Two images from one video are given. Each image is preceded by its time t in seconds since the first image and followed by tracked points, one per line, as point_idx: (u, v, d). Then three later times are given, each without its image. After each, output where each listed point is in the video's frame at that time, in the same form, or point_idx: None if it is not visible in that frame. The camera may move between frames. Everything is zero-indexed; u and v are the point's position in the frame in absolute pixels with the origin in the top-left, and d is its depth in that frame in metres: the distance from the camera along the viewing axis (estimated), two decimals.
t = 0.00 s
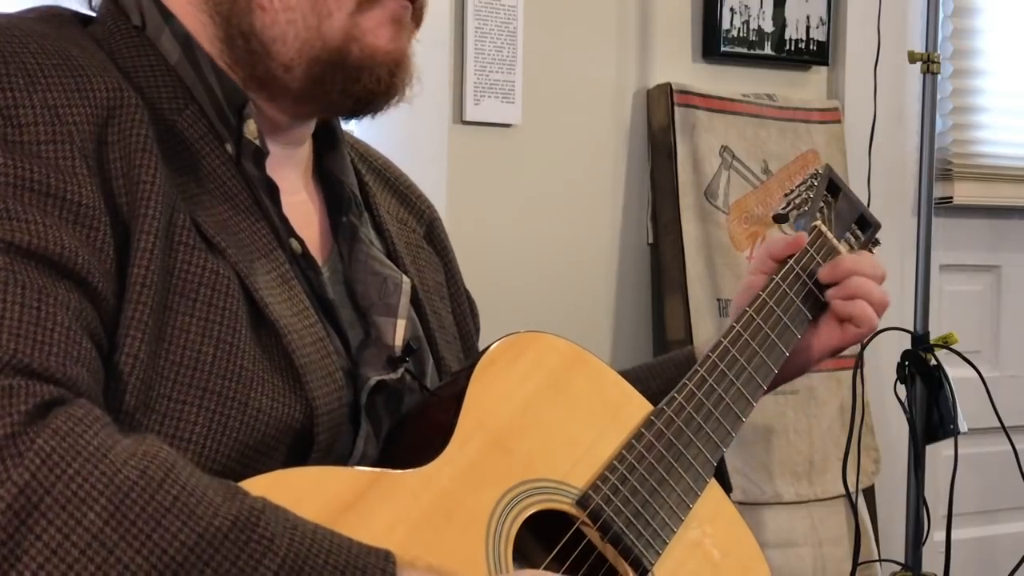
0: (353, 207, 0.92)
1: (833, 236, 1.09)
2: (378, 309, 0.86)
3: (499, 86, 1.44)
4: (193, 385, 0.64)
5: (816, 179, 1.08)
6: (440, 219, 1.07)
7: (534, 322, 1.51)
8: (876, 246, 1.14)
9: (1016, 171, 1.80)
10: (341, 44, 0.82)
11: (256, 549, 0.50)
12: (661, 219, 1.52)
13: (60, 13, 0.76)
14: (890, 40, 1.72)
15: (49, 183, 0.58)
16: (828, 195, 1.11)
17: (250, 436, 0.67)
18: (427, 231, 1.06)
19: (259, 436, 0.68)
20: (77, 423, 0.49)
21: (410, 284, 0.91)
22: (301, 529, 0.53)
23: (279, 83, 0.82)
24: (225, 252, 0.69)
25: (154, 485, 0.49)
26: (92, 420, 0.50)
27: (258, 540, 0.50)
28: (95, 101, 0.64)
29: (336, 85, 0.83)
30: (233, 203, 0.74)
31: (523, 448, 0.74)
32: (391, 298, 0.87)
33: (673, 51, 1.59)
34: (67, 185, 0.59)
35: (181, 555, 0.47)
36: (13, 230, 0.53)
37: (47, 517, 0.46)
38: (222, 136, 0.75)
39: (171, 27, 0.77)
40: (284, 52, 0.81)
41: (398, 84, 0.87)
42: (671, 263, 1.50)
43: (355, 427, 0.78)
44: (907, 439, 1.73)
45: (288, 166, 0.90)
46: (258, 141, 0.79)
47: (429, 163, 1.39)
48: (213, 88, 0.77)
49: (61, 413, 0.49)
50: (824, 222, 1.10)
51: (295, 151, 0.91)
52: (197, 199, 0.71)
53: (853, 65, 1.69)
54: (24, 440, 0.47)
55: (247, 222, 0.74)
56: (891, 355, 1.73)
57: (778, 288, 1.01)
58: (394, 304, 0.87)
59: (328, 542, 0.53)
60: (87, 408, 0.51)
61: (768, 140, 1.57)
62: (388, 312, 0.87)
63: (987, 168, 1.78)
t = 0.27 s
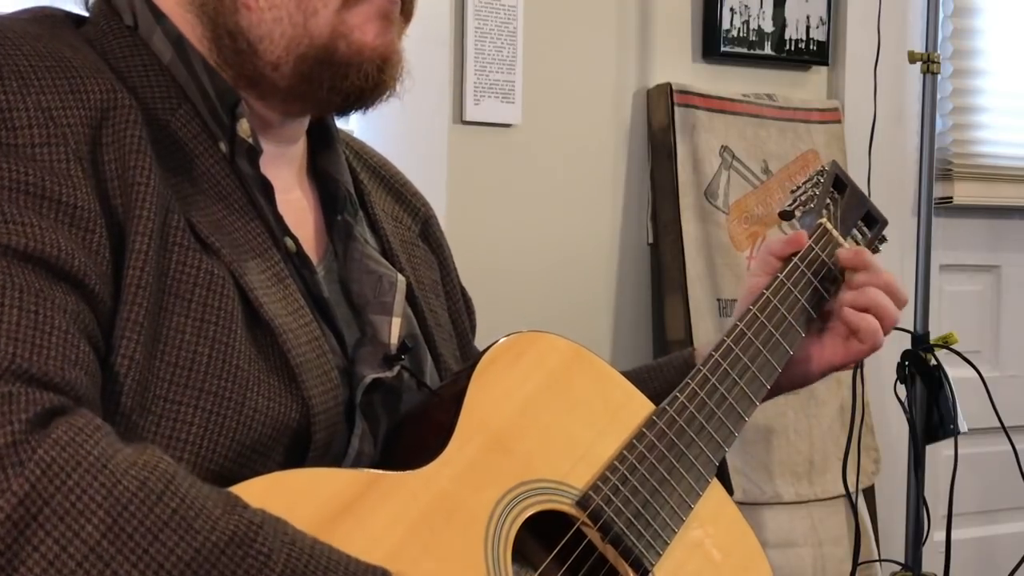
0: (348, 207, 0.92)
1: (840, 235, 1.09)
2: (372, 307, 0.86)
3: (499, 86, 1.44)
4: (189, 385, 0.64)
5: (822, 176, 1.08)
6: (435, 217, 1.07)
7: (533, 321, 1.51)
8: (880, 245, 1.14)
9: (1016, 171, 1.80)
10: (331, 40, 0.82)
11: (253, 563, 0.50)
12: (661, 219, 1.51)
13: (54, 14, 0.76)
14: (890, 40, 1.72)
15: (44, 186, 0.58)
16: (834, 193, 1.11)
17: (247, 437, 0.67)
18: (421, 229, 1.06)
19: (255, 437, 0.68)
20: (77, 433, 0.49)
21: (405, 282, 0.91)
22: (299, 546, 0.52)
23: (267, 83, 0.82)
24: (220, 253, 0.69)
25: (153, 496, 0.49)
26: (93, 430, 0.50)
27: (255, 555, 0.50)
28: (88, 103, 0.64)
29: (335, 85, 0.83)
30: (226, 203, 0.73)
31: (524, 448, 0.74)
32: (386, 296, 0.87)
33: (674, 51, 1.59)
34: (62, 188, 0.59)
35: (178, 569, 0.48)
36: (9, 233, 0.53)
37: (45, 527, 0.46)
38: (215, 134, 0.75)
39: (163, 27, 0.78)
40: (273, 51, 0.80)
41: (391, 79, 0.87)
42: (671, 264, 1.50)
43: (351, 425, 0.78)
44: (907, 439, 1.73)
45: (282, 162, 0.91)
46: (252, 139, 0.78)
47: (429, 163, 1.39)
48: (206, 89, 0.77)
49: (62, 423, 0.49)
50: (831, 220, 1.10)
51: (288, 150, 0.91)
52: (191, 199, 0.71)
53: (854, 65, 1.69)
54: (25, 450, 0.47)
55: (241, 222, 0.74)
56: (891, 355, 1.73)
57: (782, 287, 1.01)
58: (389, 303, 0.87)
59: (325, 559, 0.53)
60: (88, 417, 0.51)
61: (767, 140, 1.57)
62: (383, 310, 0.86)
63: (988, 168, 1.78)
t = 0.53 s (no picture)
0: (345, 206, 0.92)
1: (842, 231, 1.09)
2: (368, 307, 0.86)
3: (498, 86, 1.44)
4: (185, 379, 0.64)
5: (823, 171, 1.08)
6: (435, 216, 1.06)
7: (533, 321, 1.51)
8: (882, 239, 1.14)
9: (1016, 171, 1.80)
10: (325, 44, 0.81)
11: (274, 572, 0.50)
12: (661, 219, 1.52)
13: (51, 11, 0.76)
14: (890, 40, 1.72)
15: (43, 179, 0.58)
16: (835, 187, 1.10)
17: (244, 432, 0.67)
18: (421, 228, 1.06)
19: (252, 431, 0.67)
20: (107, 431, 0.50)
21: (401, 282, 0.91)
22: (316, 559, 0.53)
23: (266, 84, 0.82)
24: (215, 248, 0.69)
25: (178, 500, 0.49)
26: (120, 430, 0.51)
27: (275, 564, 0.50)
28: (84, 97, 0.64)
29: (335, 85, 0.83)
30: (220, 199, 0.73)
31: (524, 447, 0.74)
32: (381, 296, 0.87)
33: (674, 51, 1.59)
34: (60, 181, 0.59)
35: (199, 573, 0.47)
36: (12, 224, 0.53)
37: (71, 521, 0.45)
38: (208, 130, 0.75)
39: (156, 24, 0.77)
40: (267, 52, 0.80)
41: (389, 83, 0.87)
42: (671, 263, 1.50)
43: (346, 423, 0.77)
44: (907, 439, 1.73)
45: (277, 161, 0.91)
46: (245, 137, 0.78)
47: (429, 162, 1.39)
48: (200, 87, 0.77)
49: (91, 422, 0.50)
50: (833, 216, 1.09)
51: (282, 149, 0.91)
52: (185, 195, 0.71)
53: (853, 65, 1.69)
54: (55, 444, 0.47)
55: (235, 217, 0.74)
56: (891, 355, 1.73)
57: (783, 284, 1.02)
58: (385, 302, 0.87)
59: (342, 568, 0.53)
60: (113, 415, 0.52)
61: (768, 140, 1.57)
62: (379, 310, 0.86)
63: (987, 168, 1.78)
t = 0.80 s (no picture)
0: (347, 205, 0.92)
1: (843, 235, 1.09)
2: (371, 306, 0.86)
3: (499, 86, 1.44)
4: (188, 380, 0.64)
5: (822, 173, 1.08)
6: (436, 215, 1.06)
7: (533, 321, 1.51)
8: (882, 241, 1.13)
9: (1016, 171, 1.80)
10: (325, 41, 0.81)
11: (248, 527, 0.48)
12: (661, 219, 1.52)
13: (49, 11, 0.76)
14: (890, 40, 1.72)
15: (34, 183, 0.58)
16: (835, 189, 1.10)
17: (247, 432, 0.67)
18: (423, 227, 1.05)
19: (255, 432, 0.67)
20: (60, 420, 0.49)
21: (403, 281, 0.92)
22: (291, 508, 0.51)
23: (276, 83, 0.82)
24: (216, 248, 0.69)
25: (142, 474, 0.48)
26: (75, 416, 0.50)
27: (248, 519, 0.49)
28: (80, 99, 0.64)
29: (338, 84, 0.83)
30: (222, 198, 0.73)
31: (525, 447, 0.74)
32: (384, 295, 0.88)
33: (674, 52, 1.59)
34: (53, 185, 0.59)
35: (174, 541, 0.47)
36: None
37: (37, 514, 0.45)
38: (210, 129, 0.75)
39: (156, 22, 0.77)
40: (268, 51, 0.80)
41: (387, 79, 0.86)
42: (671, 263, 1.50)
43: (349, 423, 0.77)
44: (907, 439, 1.73)
45: (277, 161, 0.91)
46: (247, 134, 0.78)
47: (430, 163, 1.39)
48: (202, 86, 0.77)
49: (46, 412, 0.49)
50: (833, 219, 1.09)
51: (284, 148, 0.91)
52: (187, 194, 0.71)
53: (854, 65, 1.69)
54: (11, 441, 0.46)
55: (237, 216, 0.73)
56: (891, 355, 1.73)
57: (784, 286, 1.01)
58: (387, 302, 0.87)
59: (319, 514, 0.52)
60: (72, 403, 0.51)
61: (768, 140, 1.57)
62: (381, 309, 0.87)
63: (987, 168, 1.78)
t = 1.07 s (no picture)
0: (345, 205, 0.92)
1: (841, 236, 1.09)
2: (369, 306, 0.86)
3: (498, 86, 1.44)
4: (186, 378, 0.64)
5: (820, 174, 1.07)
6: (434, 215, 1.07)
7: (533, 321, 1.51)
8: (881, 241, 1.13)
9: (1016, 171, 1.80)
10: (317, 46, 0.81)
11: (253, 547, 0.49)
12: (661, 219, 1.52)
13: (49, 11, 0.76)
14: (890, 40, 1.72)
15: (35, 180, 0.58)
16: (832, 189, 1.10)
17: (245, 431, 0.67)
18: (421, 227, 1.06)
19: (253, 430, 0.67)
20: (72, 427, 0.49)
21: (402, 281, 0.92)
22: (296, 530, 0.52)
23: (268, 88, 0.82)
24: (214, 247, 0.69)
25: (149, 486, 0.49)
26: (87, 423, 0.50)
27: (253, 539, 0.50)
28: (80, 96, 0.64)
29: (330, 89, 0.83)
30: (220, 197, 0.73)
31: (523, 446, 0.74)
32: (382, 295, 0.87)
33: (674, 52, 1.59)
34: (54, 182, 0.59)
35: (178, 557, 0.47)
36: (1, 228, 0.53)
37: (42, 518, 0.46)
38: (209, 129, 0.75)
39: (155, 22, 0.78)
40: (261, 54, 0.80)
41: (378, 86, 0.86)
42: (671, 263, 1.50)
43: (346, 423, 0.77)
44: (907, 439, 1.73)
45: (276, 162, 0.91)
46: (245, 133, 0.78)
47: (430, 162, 1.39)
48: (200, 85, 0.77)
49: (55, 418, 0.49)
50: (830, 220, 1.09)
51: (282, 150, 0.91)
52: (185, 193, 0.71)
53: (854, 64, 1.69)
54: (19, 445, 0.47)
55: (235, 216, 0.74)
56: (891, 355, 1.73)
57: (782, 286, 1.02)
58: (385, 301, 0.87)
59: (324, 539, 0.53)
60: (82, 410, 0.51)
61: (767, 140, 1.57)
62: (379, 309, 0.87)
63: (988, 168, 1.78)
